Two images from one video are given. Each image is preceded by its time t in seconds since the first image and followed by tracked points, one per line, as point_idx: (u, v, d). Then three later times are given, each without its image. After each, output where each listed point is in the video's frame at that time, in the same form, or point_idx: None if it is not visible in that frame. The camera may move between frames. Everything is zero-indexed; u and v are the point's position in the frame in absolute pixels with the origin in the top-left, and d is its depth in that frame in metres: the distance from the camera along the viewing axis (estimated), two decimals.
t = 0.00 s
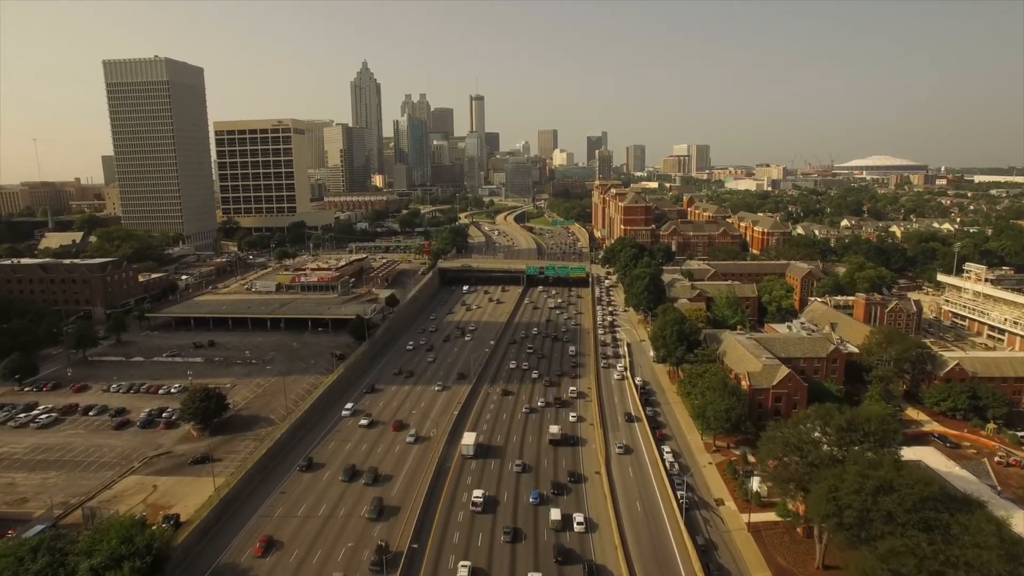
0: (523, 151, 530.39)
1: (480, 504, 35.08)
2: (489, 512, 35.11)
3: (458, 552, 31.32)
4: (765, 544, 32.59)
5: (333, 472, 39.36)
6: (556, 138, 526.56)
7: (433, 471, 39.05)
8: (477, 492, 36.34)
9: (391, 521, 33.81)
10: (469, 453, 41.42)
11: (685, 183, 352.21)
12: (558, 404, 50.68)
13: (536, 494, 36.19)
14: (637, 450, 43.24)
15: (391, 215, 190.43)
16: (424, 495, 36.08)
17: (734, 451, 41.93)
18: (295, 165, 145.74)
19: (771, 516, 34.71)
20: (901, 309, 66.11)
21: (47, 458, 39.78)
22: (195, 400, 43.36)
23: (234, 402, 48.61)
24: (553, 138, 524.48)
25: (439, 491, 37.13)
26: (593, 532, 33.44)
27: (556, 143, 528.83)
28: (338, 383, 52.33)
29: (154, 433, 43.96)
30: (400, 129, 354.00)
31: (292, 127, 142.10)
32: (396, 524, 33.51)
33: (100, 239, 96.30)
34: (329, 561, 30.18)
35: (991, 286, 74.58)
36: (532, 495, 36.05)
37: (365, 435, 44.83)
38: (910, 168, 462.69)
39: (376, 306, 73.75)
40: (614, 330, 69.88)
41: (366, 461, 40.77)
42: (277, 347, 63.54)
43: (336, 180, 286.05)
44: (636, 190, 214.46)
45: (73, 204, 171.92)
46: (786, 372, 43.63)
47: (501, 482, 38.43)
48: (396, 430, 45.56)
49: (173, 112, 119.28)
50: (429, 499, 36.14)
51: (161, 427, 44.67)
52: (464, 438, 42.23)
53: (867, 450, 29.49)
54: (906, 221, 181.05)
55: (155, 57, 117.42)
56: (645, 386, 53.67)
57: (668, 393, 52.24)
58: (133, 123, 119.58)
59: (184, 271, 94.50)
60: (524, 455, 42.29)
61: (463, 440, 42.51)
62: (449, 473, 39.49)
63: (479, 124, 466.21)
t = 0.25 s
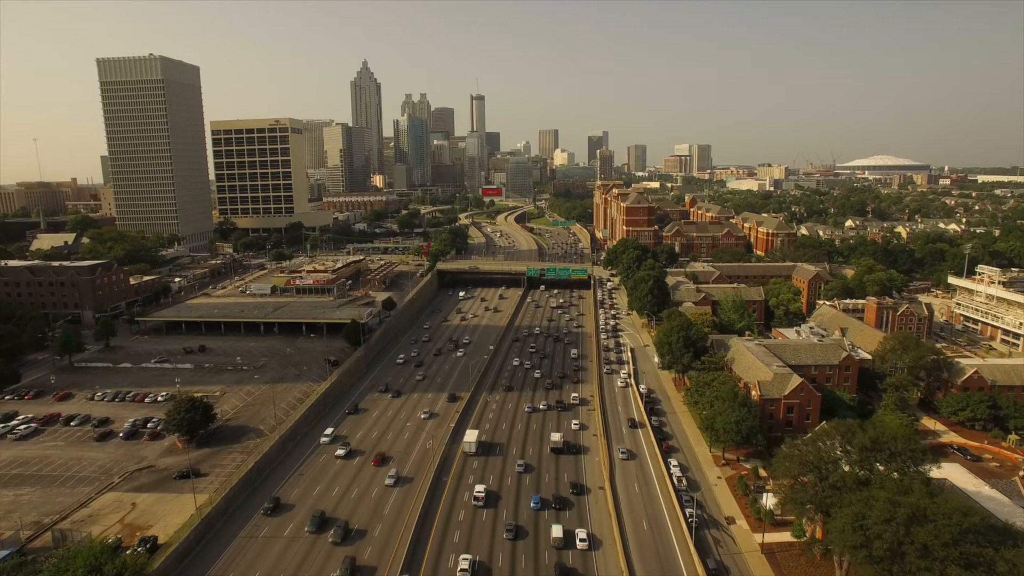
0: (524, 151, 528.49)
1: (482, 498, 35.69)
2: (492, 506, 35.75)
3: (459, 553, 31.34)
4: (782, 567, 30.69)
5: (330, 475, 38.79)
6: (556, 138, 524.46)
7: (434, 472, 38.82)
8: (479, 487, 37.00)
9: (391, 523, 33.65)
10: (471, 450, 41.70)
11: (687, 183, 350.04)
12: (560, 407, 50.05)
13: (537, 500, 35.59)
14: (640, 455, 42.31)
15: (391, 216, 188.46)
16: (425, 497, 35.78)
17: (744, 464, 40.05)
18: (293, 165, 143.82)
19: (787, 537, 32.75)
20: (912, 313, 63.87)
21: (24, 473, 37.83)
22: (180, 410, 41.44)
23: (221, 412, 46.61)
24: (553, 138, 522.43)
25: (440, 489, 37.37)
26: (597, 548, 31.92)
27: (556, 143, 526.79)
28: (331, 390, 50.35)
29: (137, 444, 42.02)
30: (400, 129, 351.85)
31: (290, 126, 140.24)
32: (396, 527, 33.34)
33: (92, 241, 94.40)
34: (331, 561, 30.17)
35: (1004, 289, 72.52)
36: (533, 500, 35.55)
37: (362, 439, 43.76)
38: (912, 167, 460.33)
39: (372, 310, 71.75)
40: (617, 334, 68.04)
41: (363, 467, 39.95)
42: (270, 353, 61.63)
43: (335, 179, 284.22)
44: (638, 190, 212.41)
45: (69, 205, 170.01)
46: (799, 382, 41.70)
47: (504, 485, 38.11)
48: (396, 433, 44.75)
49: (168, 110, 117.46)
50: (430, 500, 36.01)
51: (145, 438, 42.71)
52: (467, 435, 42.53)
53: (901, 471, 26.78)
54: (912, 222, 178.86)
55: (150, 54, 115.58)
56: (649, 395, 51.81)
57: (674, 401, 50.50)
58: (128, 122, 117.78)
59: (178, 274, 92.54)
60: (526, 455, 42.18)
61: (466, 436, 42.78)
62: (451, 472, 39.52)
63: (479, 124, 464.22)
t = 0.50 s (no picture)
0: (524, 151, 526.58)
1: (484, 492, 35.98)
2: (493, 500, 36.04)
3: (459, 551, 31.25)
4: None
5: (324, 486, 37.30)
6: (557, 138, 522.31)
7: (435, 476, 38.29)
8: (481, 482, 37.37)
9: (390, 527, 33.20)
10: (473, 448, 41.84)
11: (688, 183, 347.84)
12: (561, 410, 49.12)
13: (538, 505, 34.88)
14: (644, 462, 41.20)
15: (390, 216, 186.43)
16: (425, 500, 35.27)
17: (755, 479, 38.15)
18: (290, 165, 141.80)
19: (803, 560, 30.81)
20: (924, 317, 61.69)
21: None
22: (163, 422, 39.44)
23: (208, 423, 44.74)
24: (554, 138, 520.37)
25: (438, 497, 36.23)
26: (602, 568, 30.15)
27: (557, 143, 524.91)
28: (323, 398, 48.33)
29: (118, 457, 40.02)
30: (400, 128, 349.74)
31: (287, 126, 138.25)
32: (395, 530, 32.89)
33: (83, 242, 92.41)
34: None
35: (1018, 292, 70.39)
36: (534, 505, 34.86)
37: (359, 447, 42.58)
38: (915, 167, 457.83)
39: (367, 314, 69.73)
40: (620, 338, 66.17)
41: (360, 475, 38.80)
42: (262, 359, 59.70)
43: (334, 179, 281.99)
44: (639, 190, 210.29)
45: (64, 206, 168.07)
46: (812, 392, 39.71)
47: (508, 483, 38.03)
48: (392, 442, 43.28)
49: (163, 109, 115.59)
50: (428, 507, 35.15)
51: (126, 451, 40.69)
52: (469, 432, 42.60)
53: (932, 498, 24.61)
54: (917, 222, 176.65)
55: (144, 52, 113.68)
56: (654, 403, 49.81)
57: (680, 410, 48.68)
58: (122, 121, 115.91)
59: (171, 276, 90.53)
60: (528, 454, 42.02)
61: (467, 434, 42.82)
62: (452, 473, 39.21)
63: (480, 123, 462.20)
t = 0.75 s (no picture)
0: (525, 151, 524.72)
1: (486, 487, 36.46)
2: (495, 495, 36.48)
3: (459, 548, 31.28)
4: None
5: (315, 500, 35.58)
6: (558, 138, 520.37)
7: (434, 482, 37.35)
8: (483, 477, 37.92)
9: (387, 535, 32.31)
10: (475, 444, 42.07)
11: (690, 183, 345.81)
12: (563, 413, 48.29)
13: (541, 509, 34.29)
14: (647, 468, 40.07)
15: (389, 217, 184.52)
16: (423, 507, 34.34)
17: (766, 496, 36.21)
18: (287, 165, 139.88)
19: None
20: (937, 321, 59.65)
21: None
22: (144, 435, 37.50)
23: (194, 435, 42.84)
24: (555, 138, 518.50)
25: (433, 517, 34.17)
26: None
27: (557, 143, 522.83)
28: (315, 406, 46.41)
29: (97, 472, 38.05)
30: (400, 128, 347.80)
31: (284, 125, 136.32)
32: (392, 539, 31.97)
33: (74, 244, 90.43)
34: None
35: None
36: (536, 510, 34.22)
37: (352, 460, 40.44)
38: (917, 167, 455.78)
39: (363, 317, 67.74)
40: (623, 343, 64.32)
41: (355, 485, 37.47)
42: (253, 364, 57.78)
43: (334, 180, 280.07)
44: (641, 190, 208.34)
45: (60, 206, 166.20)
46: (827, 404, 37.71)
47: (510, 482, 37.84)
48: (388, 456, 41.07)
49: (157, 108, 113.77)
50: (426, 514, 34.25)
51: (106, 465, 38.72)
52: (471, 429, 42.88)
53: (970, 530, 22.63)
54: (922, 222, 174.73)
55: (138, 50, 111.83)
56: (659, 411, 47.88)
57: (687, 420, 46.81)
58: (116, 120, 114.05)
59: (163, 278, 88.56)
60: (529, 456, 41.45)
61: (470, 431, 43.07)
62: (453, 477, 38.41)
63: (480, 123, 460.25)
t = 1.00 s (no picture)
0: (526, 151, 522.71)
1: (489, 482, 36.93)
2: (498, 489, 36.96)
3: (461, 543, 31.51)
4: None
5: (304, 519, 33.59)
6: (559, 138, 518.33)
7: (431, 492, 36.01)
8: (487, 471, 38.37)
9: (382, 548, 31.00)
10: (478, 442, 42.31)
11: (691, 183, 343.60)
12: (565, 418, 47.08)
13: (542, 514, 33.66)
14: (652, 476, 38.87)
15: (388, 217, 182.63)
16: (419, 519, 33.02)
17: (778, 515, 34.27)
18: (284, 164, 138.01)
19: None
20: (951, 326, 57.62)
21: None
22: (122, 449, 35.62)
23: (178, 448, 40.92)
24: (556, 138, 516.43)
25: (427, 536, 32.20)
26: None
27: (558, 143, 520.72)
28: (306, 416, 44.51)
29: (73, 488, 36.16)
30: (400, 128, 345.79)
31: (281, 125, 134.39)
32: (387, 552, 30.65)
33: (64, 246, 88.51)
34: None
35: None
36: (538, 514, 33.55)
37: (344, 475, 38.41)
38: (920, 167, 453.48)
39: (358, 321, 65.82)
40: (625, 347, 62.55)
41: (349, 499, 35.72)
42: (244, 371, 55.91)
43: (333, 180, 278.13)
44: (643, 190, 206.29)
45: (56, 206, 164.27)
46: (842, 417, 35.73)
47: (512, 478, 38.08)
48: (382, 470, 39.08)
49: (151, 107, 111.95)
50: (427, 517, 33.85)
51: (83, 480, 36.82)
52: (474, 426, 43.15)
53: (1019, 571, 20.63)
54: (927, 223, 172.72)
55: (132, 49, 110.04)
56: (664, 421, 45.98)
57: (693, 430, 44.93)
58: (109, 119, 112.19)
59: (155, 281, 86.62)
60: (531, 454, 41.38)
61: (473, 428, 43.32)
62: (452, 483, 37.53)
63: (481, 123, 458.26)
